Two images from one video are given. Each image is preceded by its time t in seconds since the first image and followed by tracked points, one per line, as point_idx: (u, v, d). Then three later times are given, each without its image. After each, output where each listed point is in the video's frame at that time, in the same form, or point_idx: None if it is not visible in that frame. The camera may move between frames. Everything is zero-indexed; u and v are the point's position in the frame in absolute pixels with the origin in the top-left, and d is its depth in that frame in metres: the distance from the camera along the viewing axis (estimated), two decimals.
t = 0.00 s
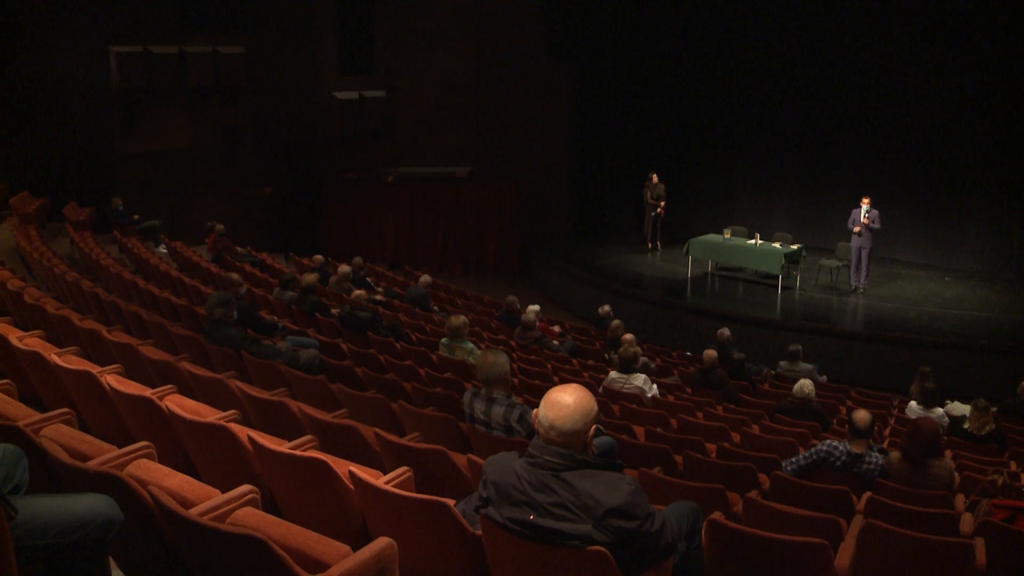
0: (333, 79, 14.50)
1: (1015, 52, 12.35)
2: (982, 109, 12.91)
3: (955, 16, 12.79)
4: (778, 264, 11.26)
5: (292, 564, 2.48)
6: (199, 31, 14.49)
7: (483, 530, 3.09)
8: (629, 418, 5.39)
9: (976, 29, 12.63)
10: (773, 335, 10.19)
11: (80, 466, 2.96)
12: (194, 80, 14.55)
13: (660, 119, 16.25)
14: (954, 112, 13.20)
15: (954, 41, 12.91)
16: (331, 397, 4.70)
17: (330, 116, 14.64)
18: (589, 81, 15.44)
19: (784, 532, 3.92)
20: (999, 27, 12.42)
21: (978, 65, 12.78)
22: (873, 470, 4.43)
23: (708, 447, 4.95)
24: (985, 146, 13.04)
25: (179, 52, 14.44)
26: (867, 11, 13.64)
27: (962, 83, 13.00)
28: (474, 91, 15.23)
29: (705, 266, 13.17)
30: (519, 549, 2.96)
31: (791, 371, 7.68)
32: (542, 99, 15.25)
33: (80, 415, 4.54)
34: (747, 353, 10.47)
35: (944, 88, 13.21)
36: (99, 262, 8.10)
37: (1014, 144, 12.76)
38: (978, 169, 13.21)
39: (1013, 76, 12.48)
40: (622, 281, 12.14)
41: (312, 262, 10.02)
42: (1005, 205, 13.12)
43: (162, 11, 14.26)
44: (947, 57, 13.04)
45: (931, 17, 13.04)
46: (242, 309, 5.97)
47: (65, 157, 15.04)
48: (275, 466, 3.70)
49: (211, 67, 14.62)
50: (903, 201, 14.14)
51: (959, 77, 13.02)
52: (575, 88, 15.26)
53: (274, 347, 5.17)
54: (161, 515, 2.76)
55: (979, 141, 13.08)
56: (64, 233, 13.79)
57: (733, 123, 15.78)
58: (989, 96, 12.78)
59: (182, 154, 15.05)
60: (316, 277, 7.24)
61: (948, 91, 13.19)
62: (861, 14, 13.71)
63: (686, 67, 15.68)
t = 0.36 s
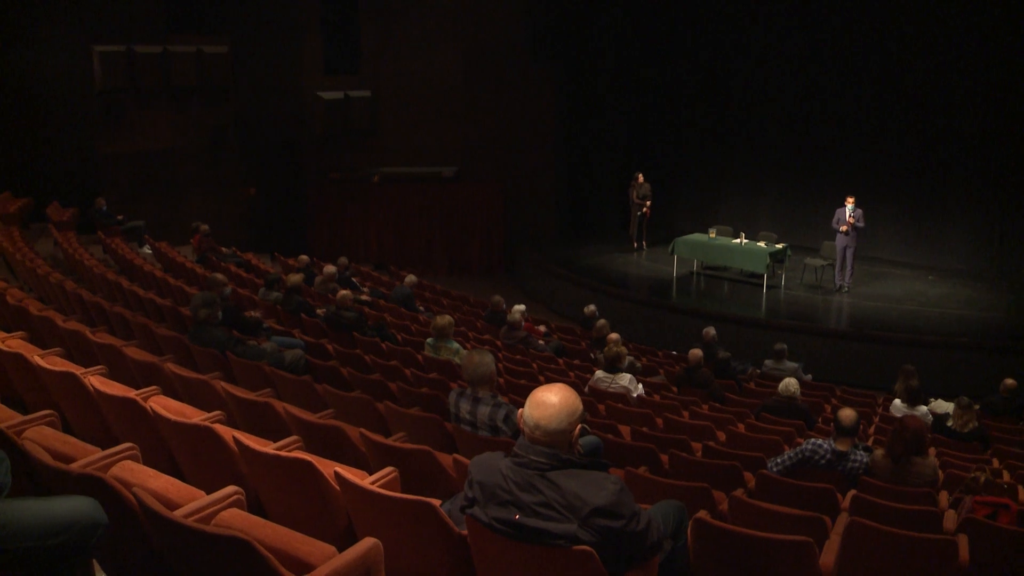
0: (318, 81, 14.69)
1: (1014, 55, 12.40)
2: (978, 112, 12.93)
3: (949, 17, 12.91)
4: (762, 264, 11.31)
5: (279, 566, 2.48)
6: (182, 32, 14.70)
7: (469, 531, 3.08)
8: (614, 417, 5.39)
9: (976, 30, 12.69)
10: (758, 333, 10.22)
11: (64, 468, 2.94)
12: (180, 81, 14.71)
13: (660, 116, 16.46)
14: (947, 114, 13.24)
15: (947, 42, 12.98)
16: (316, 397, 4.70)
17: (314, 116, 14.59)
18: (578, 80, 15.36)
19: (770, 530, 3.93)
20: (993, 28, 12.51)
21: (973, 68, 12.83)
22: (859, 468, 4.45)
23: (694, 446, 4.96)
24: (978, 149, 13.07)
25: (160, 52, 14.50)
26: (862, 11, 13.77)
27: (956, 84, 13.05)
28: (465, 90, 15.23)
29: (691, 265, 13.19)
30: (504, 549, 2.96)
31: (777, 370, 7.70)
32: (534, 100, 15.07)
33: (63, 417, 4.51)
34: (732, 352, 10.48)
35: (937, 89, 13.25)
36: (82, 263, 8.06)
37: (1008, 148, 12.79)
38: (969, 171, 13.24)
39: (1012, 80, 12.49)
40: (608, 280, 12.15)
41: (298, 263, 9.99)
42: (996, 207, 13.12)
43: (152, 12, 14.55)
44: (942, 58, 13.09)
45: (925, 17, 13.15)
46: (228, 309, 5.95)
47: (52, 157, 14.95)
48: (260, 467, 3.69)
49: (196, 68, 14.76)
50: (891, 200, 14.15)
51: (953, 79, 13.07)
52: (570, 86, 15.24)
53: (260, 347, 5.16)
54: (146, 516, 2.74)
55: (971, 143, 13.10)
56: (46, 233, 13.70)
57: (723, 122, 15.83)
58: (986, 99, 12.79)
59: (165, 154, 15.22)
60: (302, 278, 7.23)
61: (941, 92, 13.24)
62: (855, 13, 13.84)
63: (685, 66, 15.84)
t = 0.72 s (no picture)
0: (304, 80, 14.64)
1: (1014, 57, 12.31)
2: (980, 113, 12.80)
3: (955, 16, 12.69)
4: (748, 264, 11.34)
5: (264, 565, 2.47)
6: (172, 32, 14.68)
7: (455, 529, 3.07)
8: (600, 416, 5.40)
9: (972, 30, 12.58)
10: (743, 332, 10.26)
11: (46, 470, 2.92)
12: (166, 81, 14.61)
13: (660, 118, 16.26)
14: (949, 115, 13.10)
15: (947, 42, 12.83)
16: (302, 398, 4.68)
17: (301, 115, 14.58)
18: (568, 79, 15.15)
19: (756, 529, 3.94)
20: (992, 27, 12.41)
21: (973, 68, 12.70)
22: (844, 466, 4.47)
23: (680, 445, 4.97)
24: (978, 150, 12.98)
25: (145, 52, 14.38)
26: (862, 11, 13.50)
27: (954, 85, 12.93)
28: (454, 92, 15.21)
29: (677, 264, 13.23)
30: (490, 549, 2.96)
31: (762, 369, 7.72)
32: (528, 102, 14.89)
33: (47, 419, 4.49)
34: (718, 351, 10.53)
35: (939, 90, 13.10)
36: (65, 263, 8.02)
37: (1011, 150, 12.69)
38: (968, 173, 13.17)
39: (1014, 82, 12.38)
40: (593, 280, 12.17)
41: (284, 263, 9.97)
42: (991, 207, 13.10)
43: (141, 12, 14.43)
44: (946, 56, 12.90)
45: (925, 17, 12.96)
46: (213, 310, 5.93)
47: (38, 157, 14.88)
48: (244, 468, 3.68)
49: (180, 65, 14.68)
50: (879, 199, 14.21)
51: (952, 79, 12.94)
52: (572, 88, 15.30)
53: (245, 348, 5.14)
54: (130, 519, 2.72)
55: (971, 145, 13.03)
56: (30, 235, 13.67)
57: (722, 123, 15.68)
58: (989, 100, 12.66)
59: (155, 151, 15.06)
60: (287, 277, 7.21)
61: (943, 92, 13.10)
62: (855, 13, 13.57)
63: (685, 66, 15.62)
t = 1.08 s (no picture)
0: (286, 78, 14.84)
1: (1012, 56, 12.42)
2: (980, 113, 12.88)
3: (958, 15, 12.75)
4: (733, 263, 11.37)
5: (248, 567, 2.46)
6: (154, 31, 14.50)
7: (440, 530, 3.06)
8: (585, 416, 5.41)
9: (973, 30, 12.66)
10: (729, 331, 10.29)
11: (28, 473, 2.89)
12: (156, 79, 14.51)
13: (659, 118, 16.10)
14: (949, 115, 13.16)
15: (948, 42, 12.91)
16: (287, 399, 4.67)
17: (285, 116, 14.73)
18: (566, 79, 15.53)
19: (741, 528, 3.95)
20: (992, 26, 12.50)
21: (975, 68, 12.77)
22: (830, 464, 4.48)
23: (666, 444, 4.99)
24: (978, 149, 13.04)
25: (128, 52, 14.18)
26: (862, 10, 13.57)
27: (956, 83, 12.98)
28: (445, 92, 15.19)
29: (662, 264, 13.25)
30: (476, 549, 2.95)
31: (747, 368, 7.75)
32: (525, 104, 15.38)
33: (29, 421, 4.46)
34: (704, 350, 10.54)
35: (941, 89, 13.16)
36: (46, 264, 7.95)
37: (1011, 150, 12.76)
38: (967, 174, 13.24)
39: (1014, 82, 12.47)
40: (578, 280, 12.18)
41: (268, 264, 9.93)
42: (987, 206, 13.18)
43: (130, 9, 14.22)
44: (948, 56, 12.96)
45: (925, 17, 13.02)
46: (197, 310, 5.90)
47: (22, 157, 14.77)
48: (230, 469, 3.67)
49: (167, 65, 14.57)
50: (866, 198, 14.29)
51: (953, 78, 13.00)
52: (572, 87, 15.63)
53: (230, 349, 5.12)
54: (114, 521, 2.70)
55: (971, 147, 13.08)
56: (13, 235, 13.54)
57: (721, 124, 15.59)
58: (992, 101, 12.73)
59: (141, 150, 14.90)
60: (271, 278, 7.19)
61: (944, 92, 13.15)
62: (855, 13, 13.63)
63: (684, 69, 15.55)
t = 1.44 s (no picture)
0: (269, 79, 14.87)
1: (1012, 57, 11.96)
2: (981, 114, 12.48)
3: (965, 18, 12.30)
4: (717, 262, 11.42)
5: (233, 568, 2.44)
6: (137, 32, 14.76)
7: (426, 530, 3.05)
8: (571, 415, 5.42)
9: (973, 30, 12.28)
10: (714, 330, 10.32)
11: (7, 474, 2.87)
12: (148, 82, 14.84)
13: (659, 118, 16.27)
14: (949, 115, 12.81)
15: (946, 42, 12.57)
16: (272, 399, 4.67)
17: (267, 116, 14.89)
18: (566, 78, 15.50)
19: (725, 526, 3.95)
20: (994, 26, 12.05)
21: (975, 67, 12.39)
22: (814, 462, 4.50)
23: (651, 443, 5.00)
24: (978, 151, 12.65)
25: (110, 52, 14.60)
26: (862, 10, 13.31)
27: (958, 83, 12.60)
28: (438, 93, 15.13)
29: (647, 263, 13.27)
30: (461, 549, 2.94)
31: (732, 366, 7.77)
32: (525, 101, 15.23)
33: (11, 423, 4.44)
34: (688, 349, 10.58)
35: (941, 89, 12.82)
36: (28, 266, 7.93)
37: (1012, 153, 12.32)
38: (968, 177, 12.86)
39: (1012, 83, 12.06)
40: (563, 280, 12.18)
41: (253, 265, 9.91)
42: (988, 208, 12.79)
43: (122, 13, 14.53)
44: (950, 58, 12.58)
45: (925, 17, 12.71)
46: (181, 312, 5.89)
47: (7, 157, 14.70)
48: (214, 470, 3.65)
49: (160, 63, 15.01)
50: (853, 198, 14.30)
51: (954, 78, 12.63)
52: (572, 87, 15.74)
53: (214, 350, 5.11)
54: (96, 523, 2.68)
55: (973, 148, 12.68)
56: None
57: (721, 124, 15.65)
58: (993, 103, 12.30)
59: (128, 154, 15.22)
60: (256, 278, 7.18)
61: (945, 92, 12.80)
62: (855, 13, 13.40)
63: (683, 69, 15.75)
